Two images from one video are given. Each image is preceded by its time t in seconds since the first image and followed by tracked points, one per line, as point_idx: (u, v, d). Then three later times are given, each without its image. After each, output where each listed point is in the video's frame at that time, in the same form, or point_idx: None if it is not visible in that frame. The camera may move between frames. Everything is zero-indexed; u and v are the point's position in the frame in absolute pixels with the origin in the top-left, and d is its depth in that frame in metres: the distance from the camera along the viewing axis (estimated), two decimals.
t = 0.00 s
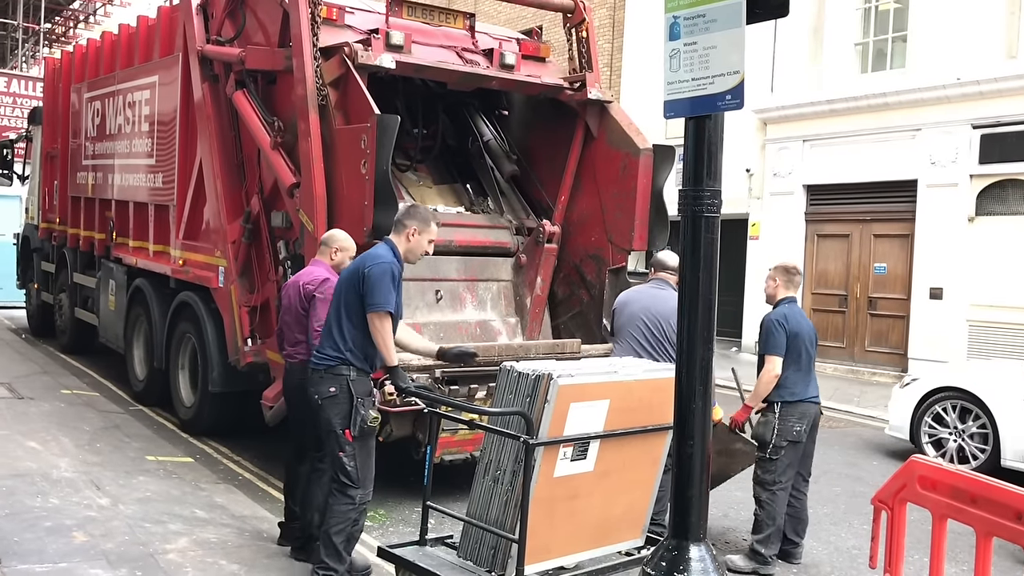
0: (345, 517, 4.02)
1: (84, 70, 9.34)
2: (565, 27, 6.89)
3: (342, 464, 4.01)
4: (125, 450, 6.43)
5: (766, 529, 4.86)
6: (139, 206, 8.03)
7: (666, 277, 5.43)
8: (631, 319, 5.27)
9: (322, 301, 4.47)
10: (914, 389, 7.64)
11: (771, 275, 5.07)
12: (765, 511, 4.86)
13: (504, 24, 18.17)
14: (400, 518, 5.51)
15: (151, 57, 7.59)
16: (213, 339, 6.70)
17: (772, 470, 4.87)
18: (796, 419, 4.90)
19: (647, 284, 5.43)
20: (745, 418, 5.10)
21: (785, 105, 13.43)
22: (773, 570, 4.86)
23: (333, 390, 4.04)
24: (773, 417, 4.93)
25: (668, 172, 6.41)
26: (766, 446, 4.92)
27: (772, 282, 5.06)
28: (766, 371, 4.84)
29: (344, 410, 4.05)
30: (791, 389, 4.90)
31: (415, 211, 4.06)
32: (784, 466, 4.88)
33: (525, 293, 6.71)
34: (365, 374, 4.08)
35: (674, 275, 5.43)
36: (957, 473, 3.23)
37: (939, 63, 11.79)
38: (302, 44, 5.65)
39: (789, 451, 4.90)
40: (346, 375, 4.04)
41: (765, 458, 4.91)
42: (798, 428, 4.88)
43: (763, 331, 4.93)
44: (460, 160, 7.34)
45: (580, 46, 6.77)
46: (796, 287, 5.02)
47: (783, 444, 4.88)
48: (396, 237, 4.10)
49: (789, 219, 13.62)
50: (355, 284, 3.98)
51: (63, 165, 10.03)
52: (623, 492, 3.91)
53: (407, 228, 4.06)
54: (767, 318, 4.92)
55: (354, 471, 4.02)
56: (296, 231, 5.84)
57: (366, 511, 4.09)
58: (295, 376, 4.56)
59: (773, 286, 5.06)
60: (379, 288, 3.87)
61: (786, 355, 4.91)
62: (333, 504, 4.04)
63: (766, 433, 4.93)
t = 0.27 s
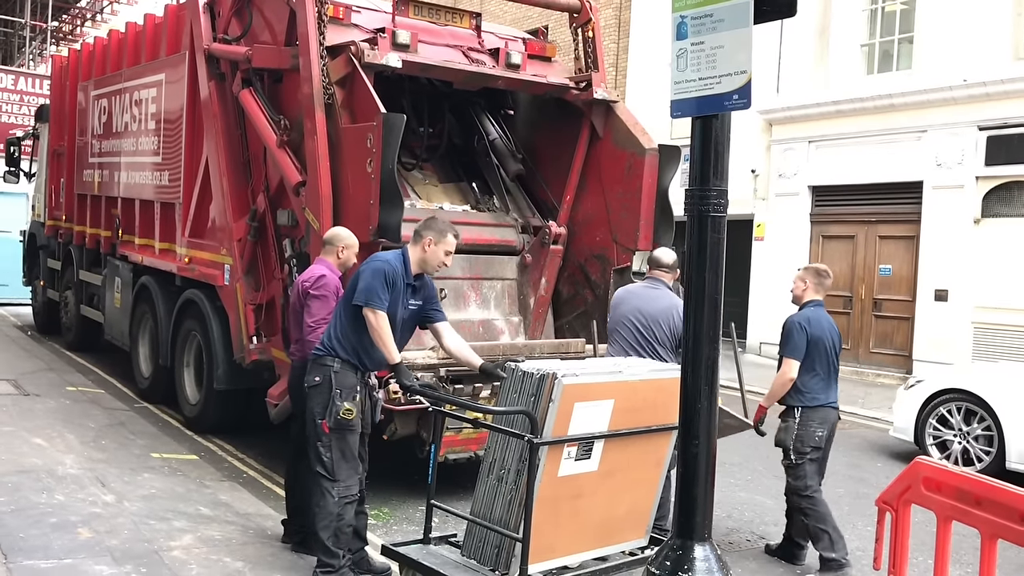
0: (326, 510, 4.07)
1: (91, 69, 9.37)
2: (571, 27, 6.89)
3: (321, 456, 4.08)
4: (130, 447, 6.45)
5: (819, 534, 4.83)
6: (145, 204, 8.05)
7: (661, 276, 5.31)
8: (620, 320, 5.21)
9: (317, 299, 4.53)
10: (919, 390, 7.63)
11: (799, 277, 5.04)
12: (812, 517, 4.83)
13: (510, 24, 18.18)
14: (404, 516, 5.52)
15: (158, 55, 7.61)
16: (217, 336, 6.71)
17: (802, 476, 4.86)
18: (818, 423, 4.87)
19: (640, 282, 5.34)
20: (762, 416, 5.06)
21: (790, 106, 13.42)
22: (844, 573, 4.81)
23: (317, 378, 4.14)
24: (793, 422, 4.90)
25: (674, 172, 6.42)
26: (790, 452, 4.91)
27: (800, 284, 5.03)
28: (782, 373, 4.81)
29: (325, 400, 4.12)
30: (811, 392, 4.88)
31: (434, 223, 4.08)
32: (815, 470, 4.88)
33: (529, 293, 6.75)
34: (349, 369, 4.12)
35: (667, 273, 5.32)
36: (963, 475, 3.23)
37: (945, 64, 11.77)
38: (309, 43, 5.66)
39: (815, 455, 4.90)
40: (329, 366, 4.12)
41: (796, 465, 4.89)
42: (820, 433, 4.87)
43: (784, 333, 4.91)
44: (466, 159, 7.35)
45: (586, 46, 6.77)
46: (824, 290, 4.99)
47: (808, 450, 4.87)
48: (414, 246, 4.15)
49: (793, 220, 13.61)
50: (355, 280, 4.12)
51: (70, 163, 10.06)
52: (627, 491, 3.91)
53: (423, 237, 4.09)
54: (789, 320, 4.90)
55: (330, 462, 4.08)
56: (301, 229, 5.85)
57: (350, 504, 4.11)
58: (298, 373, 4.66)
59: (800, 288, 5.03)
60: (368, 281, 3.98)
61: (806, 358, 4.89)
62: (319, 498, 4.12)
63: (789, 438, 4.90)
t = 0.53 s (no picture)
0: (326, 508, 4.10)
1: (96, 68, 9.38)
2: (575, 26, 6.89)
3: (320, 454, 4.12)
4: (135, 446, 6.46)
5: (849, 546, 4.70)
6: (149, 203, 8.07)
7: (639, 273, 5.12)
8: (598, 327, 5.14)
9: (321, 300, 4.55)
10: (924, 391, 7.61)
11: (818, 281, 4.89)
12: (845, 529, 4.69)
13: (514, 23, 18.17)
14: (408, 516, 5.52)
15: (163, 55, 7.61)
16: (222, 334, 6.73)
17: (838, 486, 4.70)
18: (849, 432, 4.72)
19: (615, 281, 5.19)
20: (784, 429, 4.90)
21: (795, 106, 13.40)
22: None
23: (319, 377, 4.16)
24: (826, 434, 4.73)
25: (678, 172, 6.43)
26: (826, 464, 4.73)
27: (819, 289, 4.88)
28: (807, 387, 4.66)
29: (326, 399, 4.14)
30: (838, 401, 4.73)
31: (444, 229, 4.10)
32: (851, 482, 4.72)
33: (533, 293, 6.72)
34: (350, 368, 4.11)
35: (643, 267, 5.11)
36: (969, 475, 3.22)
37: (951, 64, 11.74)
38: (314, 42, 5.66)
39: (848, 466, 4.74)
40: (331, 365, 4.13)
41: (830, 478, 4.73)
42: (853, 442, 4.71)
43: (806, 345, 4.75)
44: (471, 158, 7.35)
45: (590, 46, 6.76)
46: (844, 295, 4.85)
47: (844, 461, 4.71)
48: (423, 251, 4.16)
49: (798, 219, 13.59)
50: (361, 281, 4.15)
51: (75, 162, 10.08)
52: (631, 492, 3.91)
53: (432, 241, 4.11)
54: (811, 330, 4.74)
55: (328, 459, 4.10)
56: (306, 228, 5.85)
57: (349, 502, 4.12)
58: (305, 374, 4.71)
59: (819, 293, 4.88)
60: (373, 281, 4.00)
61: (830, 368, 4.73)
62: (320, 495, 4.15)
63: (823, 451, 4.73)
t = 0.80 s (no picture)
0: (330, 507, 4.10)
1: (98, 68, 9.39)
2: (577, 25, 6.89)
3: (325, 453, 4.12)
4: (137, 446, 6.46)
5: (856, 547, 4.68)
6: (152, 203, 8.07)
7: (628, 272, 5.13)
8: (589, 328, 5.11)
9: (327, 301, 4.54)
10: (927, 389, 7.59)
11: (832, 280, 4.80)
12: (854, 529, 4.65)
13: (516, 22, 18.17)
14: (411, 515, 5.52)
15: (165, 54, 7.62)
16: (224, 333, 6.73)
17: (851, 488, 4.65)
18: (864, 432, 4.68)
19: (603, 281, 5.13)
20: (830, 450, 4.60)
21: (797, 104, 13.39)
22: None
23: (326, 376, 4.16)
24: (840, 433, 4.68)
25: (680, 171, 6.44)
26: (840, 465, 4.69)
27: (834, 288, 4.80)
28: (836, 394, 4.54)
29: (333, 399, 4.14)
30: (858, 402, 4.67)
31: (446, 227, 4.10)
32: (863, 482, 4.69)
33: (534, 291, 6.75)
34: (358, 368, 4.11)
35: (631, 267, 5.12)
36: (971, 474, 3.21)
37: (954, 62, 11.72)
38: (316, 42, 5.66)
39: (862, 466, 4.70)
40: (339, 365, 4.13)
41: (844, 478, 4.67)
42: (867, 442, 4.68)
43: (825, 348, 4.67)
44: (474, 157, 7.35)
45: (592, 45, 6.76)
46: (857, 293, 4.78)
47: (857, 461, 4.67)
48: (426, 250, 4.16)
49: (801, 218, 13.57)
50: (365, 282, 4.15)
51: (78, 162, 10.08)
52: (634, 491, 3.91)
53: (435, 240, 4.11)
54: (832, 332, 4.65)
55: (333, 459, 4.09)
56: (308, 227, 5.85)
57: (352, 502, 4.12)
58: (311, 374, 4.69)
59: (833, 293, 4.80)
60: (377, 282, 4.00)
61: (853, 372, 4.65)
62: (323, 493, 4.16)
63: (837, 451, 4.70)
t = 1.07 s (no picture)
0: (334, 505, 4.09)
1: (99, 66, 9.39)
2: (579, 23, 6.88)
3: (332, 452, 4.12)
4: (139, 444, 6.46)
5: (859, 545, 4.63)
6: (153, 201, 8.07)
7: (624, 269, 5.12)
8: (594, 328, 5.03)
9: (331, 301, 4.53)
10: (928, 387, 7.59)
11: (841, 279, 4.79)
12: (857, 528, 4.62)
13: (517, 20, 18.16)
14: (412, 513, 5.52)
15: (166, 53, 7.62)
16: (225, 331, 6.74)
17: (853, 486, 4.62)
18: (869, 431, 4.66)
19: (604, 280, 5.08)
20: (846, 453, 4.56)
21: (799, 102, 13.38)
22: None
23: (332, 375, 4.15)
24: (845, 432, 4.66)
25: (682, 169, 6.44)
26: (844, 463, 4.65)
27: (843, 287, 4.78)
28: (850, 394, 4.52)
29: (338, 397, 4.14)
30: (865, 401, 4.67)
31: (456, 229, 4.11)
32: (865, 481, 4.66)
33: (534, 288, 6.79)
34: (364, 368, 4.10)
35: (628, 265, 5.13)
36: (973, 472, 3.20)
37: (956, 60, 11.71)
38: (317, 39, 5.65)
39: (865, 465, 4.67)
40: (345, 363, 4.13)
41: (846, 476, 4.64)
42: (871, 441, 4.65)
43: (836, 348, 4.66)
44: (475, 154, 7.35)
45: (594, 43, 6.75)
46: (866, 292, 4.77)
47: (861, 460, 4.64)
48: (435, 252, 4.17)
49: (802, 216, 13.56)
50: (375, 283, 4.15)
51: (79, 160, 10.08)
52: (635, 489, 3.90)
53: (446, 242, 4.13)
54: (843, 332, 4.64)
55: (339, 458, 4.09)
56: (309, 226, 5.85)
57: (357, 502, 4.12)
58: (315, 374, 4.68)
59: (843, 291, 4.79)
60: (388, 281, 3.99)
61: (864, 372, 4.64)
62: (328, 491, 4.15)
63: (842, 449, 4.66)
